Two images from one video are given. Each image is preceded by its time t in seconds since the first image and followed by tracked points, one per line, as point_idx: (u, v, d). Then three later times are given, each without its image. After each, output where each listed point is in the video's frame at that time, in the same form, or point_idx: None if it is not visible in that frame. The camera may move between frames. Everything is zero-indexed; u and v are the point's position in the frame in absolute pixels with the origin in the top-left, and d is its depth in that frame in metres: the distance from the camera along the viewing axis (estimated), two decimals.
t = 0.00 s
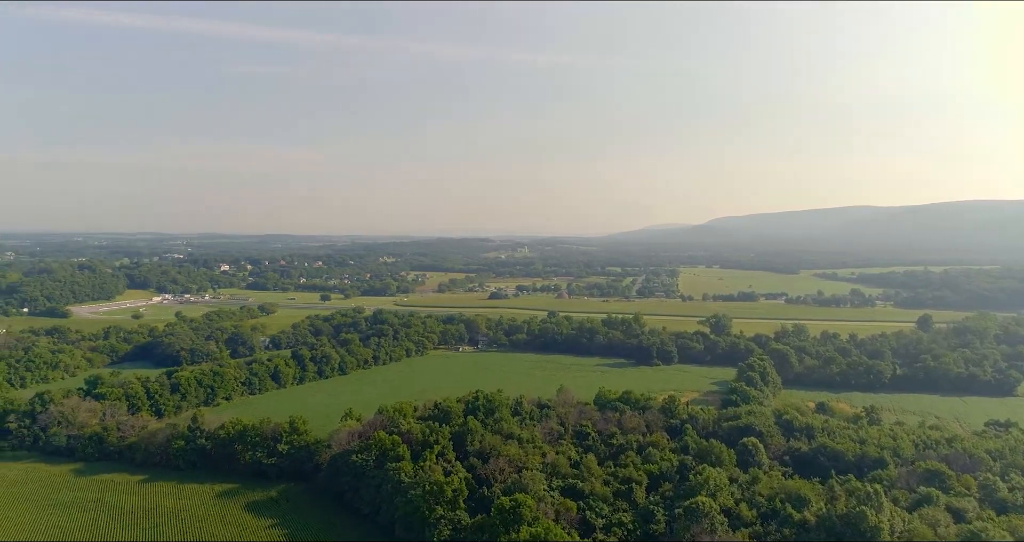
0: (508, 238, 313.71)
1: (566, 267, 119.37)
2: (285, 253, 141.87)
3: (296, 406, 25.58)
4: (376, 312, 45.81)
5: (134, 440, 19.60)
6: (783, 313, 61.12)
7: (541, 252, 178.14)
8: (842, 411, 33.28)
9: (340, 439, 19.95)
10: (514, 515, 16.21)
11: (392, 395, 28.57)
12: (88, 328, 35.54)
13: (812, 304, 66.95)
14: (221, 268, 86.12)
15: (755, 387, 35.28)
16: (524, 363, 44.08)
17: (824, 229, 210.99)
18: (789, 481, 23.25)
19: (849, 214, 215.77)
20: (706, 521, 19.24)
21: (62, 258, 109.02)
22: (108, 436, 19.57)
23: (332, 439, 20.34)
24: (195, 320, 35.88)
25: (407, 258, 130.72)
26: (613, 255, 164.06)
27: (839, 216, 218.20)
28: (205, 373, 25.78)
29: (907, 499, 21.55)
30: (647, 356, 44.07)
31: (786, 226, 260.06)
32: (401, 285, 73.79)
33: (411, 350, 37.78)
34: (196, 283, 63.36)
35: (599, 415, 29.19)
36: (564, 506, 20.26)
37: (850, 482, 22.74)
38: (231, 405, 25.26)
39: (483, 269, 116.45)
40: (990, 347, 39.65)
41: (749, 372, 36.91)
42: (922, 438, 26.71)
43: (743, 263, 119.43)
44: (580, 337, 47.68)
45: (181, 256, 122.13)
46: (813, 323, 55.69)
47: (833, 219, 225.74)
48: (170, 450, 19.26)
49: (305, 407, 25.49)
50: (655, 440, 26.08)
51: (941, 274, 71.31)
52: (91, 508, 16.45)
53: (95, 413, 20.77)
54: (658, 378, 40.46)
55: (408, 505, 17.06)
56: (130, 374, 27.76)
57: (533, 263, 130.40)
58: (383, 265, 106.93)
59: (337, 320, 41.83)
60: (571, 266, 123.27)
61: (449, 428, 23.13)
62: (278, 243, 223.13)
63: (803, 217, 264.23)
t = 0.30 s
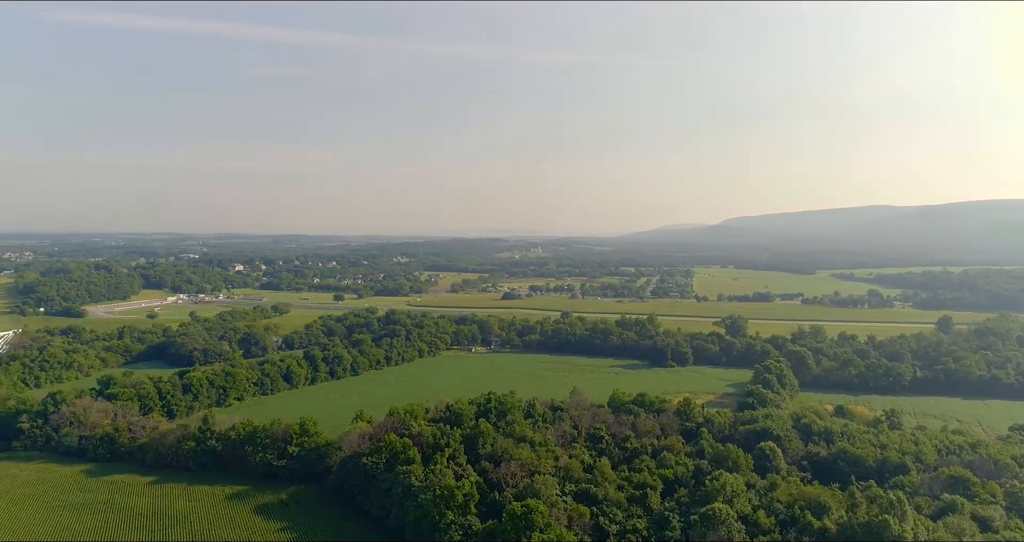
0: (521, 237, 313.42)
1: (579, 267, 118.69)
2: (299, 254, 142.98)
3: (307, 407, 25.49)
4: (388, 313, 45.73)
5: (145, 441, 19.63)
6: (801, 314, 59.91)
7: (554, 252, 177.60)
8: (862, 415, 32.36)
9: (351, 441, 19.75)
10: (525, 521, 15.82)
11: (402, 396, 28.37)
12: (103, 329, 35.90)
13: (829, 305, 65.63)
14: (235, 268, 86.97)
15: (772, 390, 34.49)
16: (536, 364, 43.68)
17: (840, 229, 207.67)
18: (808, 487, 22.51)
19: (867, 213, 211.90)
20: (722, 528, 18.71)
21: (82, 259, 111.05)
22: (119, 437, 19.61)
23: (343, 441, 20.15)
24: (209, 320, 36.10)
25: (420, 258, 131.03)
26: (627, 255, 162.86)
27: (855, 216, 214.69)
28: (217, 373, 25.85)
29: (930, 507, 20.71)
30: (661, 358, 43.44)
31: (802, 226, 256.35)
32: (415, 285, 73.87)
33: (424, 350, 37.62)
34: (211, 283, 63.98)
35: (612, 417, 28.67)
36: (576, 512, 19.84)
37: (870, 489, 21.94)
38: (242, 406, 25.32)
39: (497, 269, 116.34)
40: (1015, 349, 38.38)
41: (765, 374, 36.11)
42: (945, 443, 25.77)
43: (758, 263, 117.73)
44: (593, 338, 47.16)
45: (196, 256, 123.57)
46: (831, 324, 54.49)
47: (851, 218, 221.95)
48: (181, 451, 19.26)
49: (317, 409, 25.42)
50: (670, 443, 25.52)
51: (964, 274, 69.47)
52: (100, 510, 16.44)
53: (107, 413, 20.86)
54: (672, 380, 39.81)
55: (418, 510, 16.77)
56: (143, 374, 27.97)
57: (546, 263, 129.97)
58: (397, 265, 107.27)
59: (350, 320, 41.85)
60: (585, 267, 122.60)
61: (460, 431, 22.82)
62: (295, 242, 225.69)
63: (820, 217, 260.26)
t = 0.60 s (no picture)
0: (536, 237, 313.02)
1: (596, 267, 118.12)
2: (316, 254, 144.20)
3: (320, 409, 25.41)
4: (403, 313, 45.64)
5: (158, 442, 19.65)
6: (823, 316, 58.46)
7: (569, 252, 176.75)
8: (886, 419, 31.29)
9: (363, 444, 19.54)
10: (539, 529, 15.40)
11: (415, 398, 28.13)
12: (121, 328, 36.32)
13: (851, 306, 64.01)
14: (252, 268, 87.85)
15: (792, 393, 33.56)
16: (551, 365, 43.20)
17: (860, 229, 203.56)
18: (832, 495, 21.63)
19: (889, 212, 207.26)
20: (743, 538, 18.08)
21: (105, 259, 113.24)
22: (133, 437, 19.66)
23: (355, 444, 19.95)
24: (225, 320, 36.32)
25: (435, 258, 131.27)
26: (643, 255, 161.35)
27: (875, 215, 210.30)
28: (231, 374, 25.93)
29: (959, 516, 19.64)
30: (678, 360, 42.67)
31: (823, 225, 251.71)
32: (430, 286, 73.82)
33: (438, 351, 37.41)
34: (228, 282, 64.60)
35: (629, 421, 28.06)
36: (592, 518, 19.33)
37: (896, 496, 21.01)
38: (256, 407, 25.36)
39: (512, 269, 116.01)
40: None
41: (785, 377, 35.17)
42: (974, 449, 24.71)
43: (776, 264, 115.60)
44: (609, 339, 46.54)
45: (214, 256, 125.16)
46: (853, 326, 53.08)
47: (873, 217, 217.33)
48: (194, 452, 19.24)
49: (330, 410, 25.32)
50: (688, 448, 24.85)
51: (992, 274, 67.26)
52: (111, 512, 16.43)
53: (121, 413, 20.96)
54: (689, 382, 39.03)
55: (430, 516, 16.46)
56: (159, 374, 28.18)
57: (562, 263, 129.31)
58: (412, 266, 107.55)
59: (364, 320, 41.84)
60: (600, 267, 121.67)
61: (473, 433, 22.50)
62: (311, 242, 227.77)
63: (840, 215, 255.32)
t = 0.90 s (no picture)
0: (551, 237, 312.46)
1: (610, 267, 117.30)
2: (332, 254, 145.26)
3: (332, 410, 25.33)
4: (416, 313, 45.55)
5: (169, 443, 19.68)
6: (842, 317, 57.18)
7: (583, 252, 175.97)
8: (908, 423, 30.35)
9: (374, 446, 19.33)
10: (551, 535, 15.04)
11: (427, 399, 27.91)
12: (136, 328, 36.67)
13: (870, 307, 62.55)
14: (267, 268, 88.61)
15: (811, 396, 32.74)
16: (565, 366, 42.76)
17: (878, 228, 199.81)
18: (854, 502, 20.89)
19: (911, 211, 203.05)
20: None
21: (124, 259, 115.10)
22: (144, 438, 19.70)
23: (366, 446, 19.76)
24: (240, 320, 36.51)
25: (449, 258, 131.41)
26: (657, 255, 159.98)
27: (895, 214, 206.17)
28: (244, 375, 25.98)
29: (986, 525, 18.75)
30: (693, 362, 42.00)
31: (842, 224, 247.46)
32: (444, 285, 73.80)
33: (451, 352, 37.21)
34: (244, 282, 65.16)
35: (644, 424, 27.53)
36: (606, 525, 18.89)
37: (919, 504, 20.22)
38: (268, 407, 25.39)
39: (527, 269, 115.70)
40: None
41: (803, 380, 34.33)
42: (1000, 456, 23.75)
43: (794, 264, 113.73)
44: (624, 340, 45.97)
45: (230, 256, 126.37)
46: (873, 327, 51.79)
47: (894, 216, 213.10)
48: (205, 454, 19.22)
49: (342, 411, 25.21)
50: (705, 452, 24.28)
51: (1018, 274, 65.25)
52: (121, 513, 16.44)
53: (132, 414, 21.04)
54: (705, 384, 38.34)
55: (441, 521, 16.18)
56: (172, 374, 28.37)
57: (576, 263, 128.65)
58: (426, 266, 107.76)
59: (377, 320, 41.83)
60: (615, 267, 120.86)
61: (485, 436, 22.19)
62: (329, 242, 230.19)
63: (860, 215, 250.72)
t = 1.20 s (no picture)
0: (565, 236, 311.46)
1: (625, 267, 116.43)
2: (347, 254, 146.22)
3: (344, 411, 25.24)
4: (429, 313, 45.45)
5: (181, 444, 19.71)
6: (862, 318, 55.90)
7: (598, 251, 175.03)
8: (931, 427, 29.42)
9: (386, 449, 19.12)
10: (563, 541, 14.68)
11: (439, 400, 27.71)
12: (152, 328, 37.05)
13: (891, 307, 61.06)
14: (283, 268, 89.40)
15: (830, 399, 31.90)
16: (579, 367, 42.29)
17: (898, 226, 195.76)
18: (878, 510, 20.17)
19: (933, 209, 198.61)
20: None
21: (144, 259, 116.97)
22: (157, 439, 19.75)
23: (378, 448, 19.56)
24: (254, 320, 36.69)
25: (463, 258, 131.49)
26: (673, 255, 158.50)
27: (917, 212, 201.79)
28: (258, 375, 26.03)
29: (1015, 534, 17.88)
30: (710, 363, 41.30)
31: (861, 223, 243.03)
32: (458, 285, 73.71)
33: (464, 352, 37.00)
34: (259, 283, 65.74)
35: (659, 427, 26.98)
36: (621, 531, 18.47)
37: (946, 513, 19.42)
38: (280, 408, 25.41)
39: (540, 269, 115.22)
40: None
41: (822, 382, 33.46)
42: None
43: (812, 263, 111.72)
44: (638, 340, 45.37)
45: (247, 256, 127.88)
46: (893, 328, 50.51)
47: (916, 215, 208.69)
48: (217, 455, 19.21)
49: (354, 412, 25.09)
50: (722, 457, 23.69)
51: None
52: (132, 514, 16.47)
53: (146, 414, 21.14)
54: (722, 386, 37.61)
55: (453, 526, 15.91)
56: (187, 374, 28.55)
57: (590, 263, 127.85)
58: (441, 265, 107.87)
59: (391, 320, 41.77)
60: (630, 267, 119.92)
61: (497, 439, 21.85)
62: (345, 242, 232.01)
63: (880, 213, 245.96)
